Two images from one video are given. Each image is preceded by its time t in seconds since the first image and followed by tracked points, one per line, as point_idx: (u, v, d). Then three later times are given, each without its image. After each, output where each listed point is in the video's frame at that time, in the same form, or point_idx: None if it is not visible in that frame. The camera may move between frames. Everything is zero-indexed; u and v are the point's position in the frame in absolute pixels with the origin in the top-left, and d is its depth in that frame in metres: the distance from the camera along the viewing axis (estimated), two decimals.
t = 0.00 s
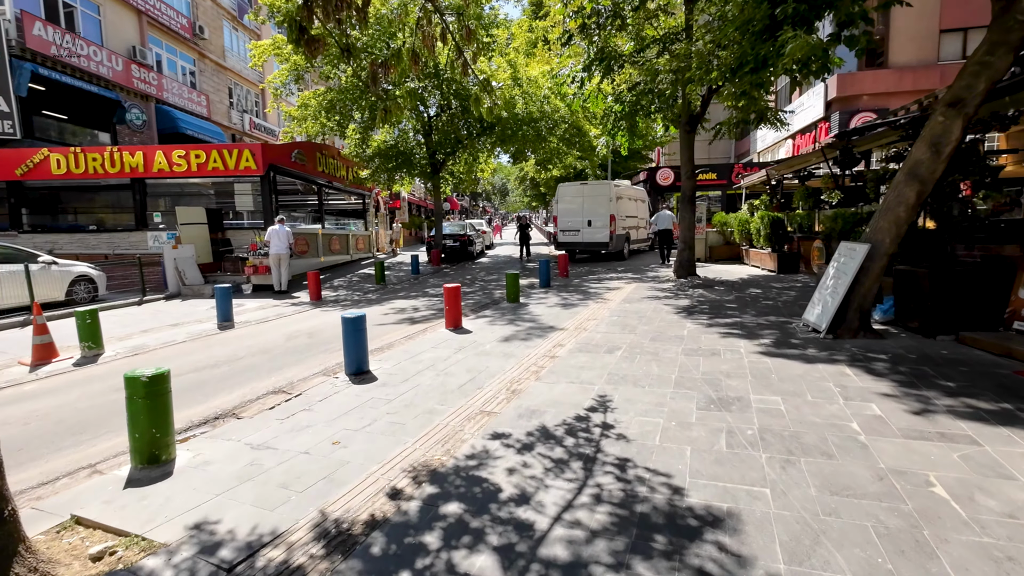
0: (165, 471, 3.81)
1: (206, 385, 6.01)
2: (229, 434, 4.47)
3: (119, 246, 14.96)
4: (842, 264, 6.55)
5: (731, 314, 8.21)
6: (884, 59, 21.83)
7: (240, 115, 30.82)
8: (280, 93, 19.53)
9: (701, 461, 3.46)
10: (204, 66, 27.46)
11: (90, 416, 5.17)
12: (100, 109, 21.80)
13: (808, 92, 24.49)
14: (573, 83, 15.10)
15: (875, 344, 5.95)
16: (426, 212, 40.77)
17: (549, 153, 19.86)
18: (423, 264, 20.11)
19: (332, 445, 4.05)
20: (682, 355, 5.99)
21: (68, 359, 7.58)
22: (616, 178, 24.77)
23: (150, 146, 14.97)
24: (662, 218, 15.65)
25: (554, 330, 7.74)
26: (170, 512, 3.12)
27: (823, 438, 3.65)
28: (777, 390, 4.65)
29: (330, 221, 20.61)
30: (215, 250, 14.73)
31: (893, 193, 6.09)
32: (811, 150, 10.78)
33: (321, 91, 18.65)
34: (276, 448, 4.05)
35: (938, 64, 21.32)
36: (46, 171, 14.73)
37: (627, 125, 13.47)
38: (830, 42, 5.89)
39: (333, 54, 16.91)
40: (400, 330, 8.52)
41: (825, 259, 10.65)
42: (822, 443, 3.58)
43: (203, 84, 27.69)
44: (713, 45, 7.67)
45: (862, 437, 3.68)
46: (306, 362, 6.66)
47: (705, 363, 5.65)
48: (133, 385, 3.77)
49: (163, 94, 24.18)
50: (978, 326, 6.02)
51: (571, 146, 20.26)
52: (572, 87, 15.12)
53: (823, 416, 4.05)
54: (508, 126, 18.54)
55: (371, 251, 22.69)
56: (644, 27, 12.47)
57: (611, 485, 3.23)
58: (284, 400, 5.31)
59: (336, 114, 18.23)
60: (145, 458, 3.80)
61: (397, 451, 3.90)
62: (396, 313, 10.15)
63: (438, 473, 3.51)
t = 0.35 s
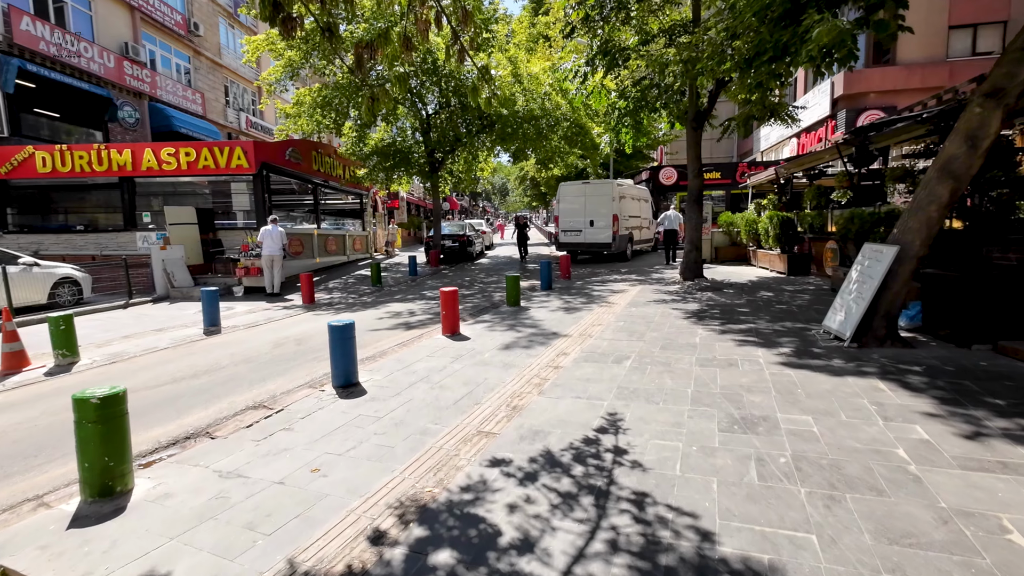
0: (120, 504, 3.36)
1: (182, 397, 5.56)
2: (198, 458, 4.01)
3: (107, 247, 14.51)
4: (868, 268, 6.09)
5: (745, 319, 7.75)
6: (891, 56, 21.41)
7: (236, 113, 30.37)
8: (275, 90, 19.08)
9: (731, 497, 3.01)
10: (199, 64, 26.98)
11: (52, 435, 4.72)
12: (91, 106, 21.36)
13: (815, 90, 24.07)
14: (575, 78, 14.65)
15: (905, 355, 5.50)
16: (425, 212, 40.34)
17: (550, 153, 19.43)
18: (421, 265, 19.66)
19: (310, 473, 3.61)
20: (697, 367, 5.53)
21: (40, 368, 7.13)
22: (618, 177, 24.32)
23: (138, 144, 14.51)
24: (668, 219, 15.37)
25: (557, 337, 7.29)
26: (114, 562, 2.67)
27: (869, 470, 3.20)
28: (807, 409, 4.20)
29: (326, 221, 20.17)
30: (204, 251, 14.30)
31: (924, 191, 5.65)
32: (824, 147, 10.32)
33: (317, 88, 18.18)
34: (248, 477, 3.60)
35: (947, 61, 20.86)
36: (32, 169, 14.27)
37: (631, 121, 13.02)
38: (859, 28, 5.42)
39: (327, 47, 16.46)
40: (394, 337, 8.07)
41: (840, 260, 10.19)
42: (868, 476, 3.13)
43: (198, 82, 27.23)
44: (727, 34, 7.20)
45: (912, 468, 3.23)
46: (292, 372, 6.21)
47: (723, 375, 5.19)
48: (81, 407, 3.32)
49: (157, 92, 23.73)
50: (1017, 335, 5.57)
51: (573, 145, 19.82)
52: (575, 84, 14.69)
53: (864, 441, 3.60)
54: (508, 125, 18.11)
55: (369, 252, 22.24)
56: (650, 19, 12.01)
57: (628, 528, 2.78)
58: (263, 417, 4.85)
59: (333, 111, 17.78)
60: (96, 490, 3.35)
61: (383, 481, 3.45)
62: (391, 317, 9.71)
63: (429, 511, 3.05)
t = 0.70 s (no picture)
0: (61, 553, 2.90)
1: (155, 415, 5.08)
2: (159, 494, 3.53)
3: (94, 248, 14.03)
4: (902, 274, 5.64)
5: (761, 327, 7.29)
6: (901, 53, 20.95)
7: (232, 112, 29.92)
8: (269, 87, 18.62)
9: (779, 553, 2.53)
10: (194, 61, 26.53)
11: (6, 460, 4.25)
12: (83, 105, 20.90)
13: (821, 87, 23.61)
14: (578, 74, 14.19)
15: (945, 369, 5.04)
16: (424, 212, 39.94)
17: (551, 151, 19.00)
18: (420, 267, 19.19)
19: (286, 514, 3.14)
20: (717, 382, 5.07)
21: (10, 380, 6.65)
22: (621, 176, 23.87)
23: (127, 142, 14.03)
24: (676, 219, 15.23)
25: (563, 347, 6.82)
26: None
27: (936, 517, 2.73)
28: (848, 436, 3.73)
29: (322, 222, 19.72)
30: (194, 254, 13.79)
31: (964, 190, 5.21)
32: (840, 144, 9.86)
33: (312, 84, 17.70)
34: (213, 518, 3.13)
35: (957, 58, 20.41)
36: (16, 168, 13.79)
37: (637, 118, 12.56)
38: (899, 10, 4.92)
39: (322, 43, 16.06)
40: (389, 345, 7.60)
41: (856, 263, 9.72)
42: (938, 526, 2.66)
43: (193, 80, 26.76)
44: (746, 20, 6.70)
45: (987, 514, 2.76)
46: (277, 387, 5.73)
47: (747, 393, 4.73)
48: (15, 441, 2.84)
49: (150, 90, 23.26)
50: None
51: (575, 143, 19.39)
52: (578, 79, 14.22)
53: (922, 478, 3.13)
54: (509, 123, 17.69)
55: (366, 253, 21.79)
56: (657, 12, 11.54)
57: None
58: (240, 440, 4.38)
59: (329, 109, 17.33)
60: (35, 538, 2.88)
61: (369, 527, 2.98)
62: (387, 323, 9.23)
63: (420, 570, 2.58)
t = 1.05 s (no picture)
0: None
1: (118, 431, 4.63)
2: (102, 532, 3.06)
3: (79, 248, 13.58)
4: (935, 276, 5.20)
5: (777, 333, 6.83)
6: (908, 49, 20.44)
7: (227, 110, 29.48)
8: (263, 84, 18.16)
9: None
10: (188, 58, 26.10)
11: None
12: (73, 102, 20.46)
13: (826, 84, 23.15)
14: (579, 68, 13.72)
15: (986, 382, 4.58)
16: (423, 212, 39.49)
17: (552, 149, 18.56)
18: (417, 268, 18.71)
19: (244, 561, 2.67)
20: (735, 396, 4.61)
21: None
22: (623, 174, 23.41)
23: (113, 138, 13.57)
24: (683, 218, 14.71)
25: (565, 355, 6.36)
26: None
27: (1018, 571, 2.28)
28: (893, 463, 3.27)
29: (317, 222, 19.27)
30: (182, 255, 13.30)
31: (1006, 185, 4.79)
32: (855, 139, 9.42)
33: (306, 79, 17.24)
34: (158, 566, 2.67)
35: (967, 54, 19.94)
36: None
37: (641, 113, 12.11)
38: None
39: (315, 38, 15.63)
40: (379, 352, 7.12)
41: (872, 264, 9.26)
42: None
43: (187, 78, 26.33)
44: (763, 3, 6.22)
45: None
46: (255, 399, 5.27)
47: (770, 409, 4.26)
48: None
49: (142, 87, 22.82)
50: None
51: (576, 142, 18.95)
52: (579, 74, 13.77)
53: (990, 518, 2.67)
54: (509, 120, 17.26)
55: (361, 254, 21.33)
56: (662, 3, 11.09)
57: None
58: (206, 463, 3.92)
59: (324, 106, 16.89)
60: None
61: None
62: (379, 328, 8.76)
63: None
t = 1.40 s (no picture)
0: None
1: (72, 458, 4.18)
2: None
3: (63, 250, 13.12)
4: (974, 285, 4.74)
5: (794, 344, 6.35)
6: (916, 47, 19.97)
7: (223, 109, 29.07)
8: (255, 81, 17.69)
9: None
10: (182, 57, 25.67)
11: None
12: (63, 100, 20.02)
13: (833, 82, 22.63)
14: (581, 64, 13.26)
15: None
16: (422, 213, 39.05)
17: (552, 149, 18.10)
18: (414, 270, 18.25)
19: None
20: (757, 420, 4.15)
21: None
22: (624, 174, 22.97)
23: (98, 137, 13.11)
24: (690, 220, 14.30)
25: (566, 368, 5.89)
26: None
27: None
28: (950, 509, 2.81)
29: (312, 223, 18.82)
30: (169, 258, 12.83)
31: None
32: (873, 137, 8.97)
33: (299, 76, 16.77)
34: None
35: (977, 52, 19.49)
36: None
37: (645, 111, 11.65)
38: None
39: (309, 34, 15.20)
40: (368, 363, 6.66)
41: (890, 269, 8.81)
42: None
43: (182, 76, 25.90)
44: None
45: None
46: (228, 419, 4.82)
47: (798, 436, 3.79)
48: None
49: (134, 85, 22.38)
50: None
51: (577, 141, 18.50)
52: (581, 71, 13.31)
53: None
54: (509, 119, 16.82)
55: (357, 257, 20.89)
56: None
57: None
58: (162, 500, 3.46)
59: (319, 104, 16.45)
60: None
61: None
62: (370, 336, 8.29)
63: None
